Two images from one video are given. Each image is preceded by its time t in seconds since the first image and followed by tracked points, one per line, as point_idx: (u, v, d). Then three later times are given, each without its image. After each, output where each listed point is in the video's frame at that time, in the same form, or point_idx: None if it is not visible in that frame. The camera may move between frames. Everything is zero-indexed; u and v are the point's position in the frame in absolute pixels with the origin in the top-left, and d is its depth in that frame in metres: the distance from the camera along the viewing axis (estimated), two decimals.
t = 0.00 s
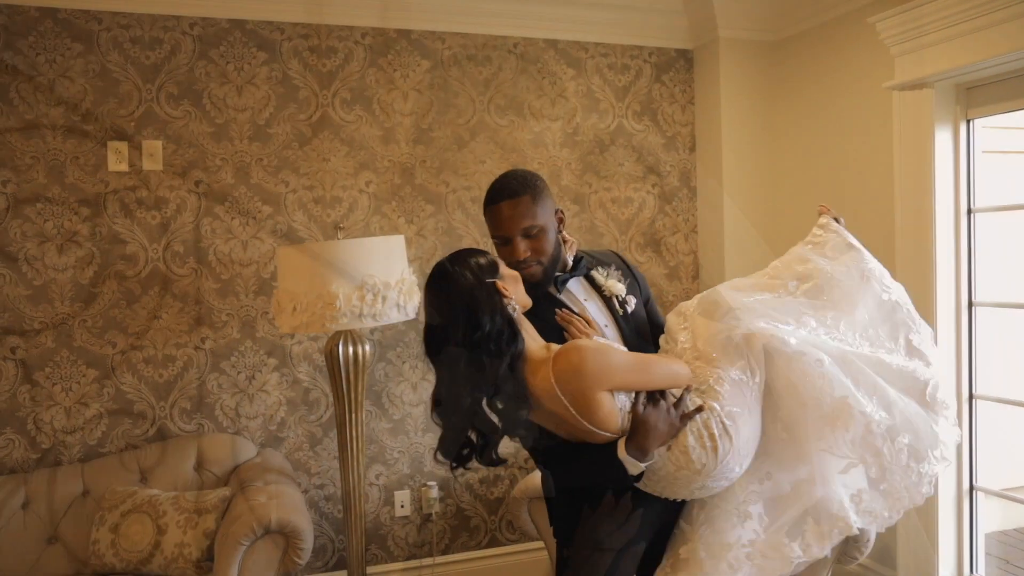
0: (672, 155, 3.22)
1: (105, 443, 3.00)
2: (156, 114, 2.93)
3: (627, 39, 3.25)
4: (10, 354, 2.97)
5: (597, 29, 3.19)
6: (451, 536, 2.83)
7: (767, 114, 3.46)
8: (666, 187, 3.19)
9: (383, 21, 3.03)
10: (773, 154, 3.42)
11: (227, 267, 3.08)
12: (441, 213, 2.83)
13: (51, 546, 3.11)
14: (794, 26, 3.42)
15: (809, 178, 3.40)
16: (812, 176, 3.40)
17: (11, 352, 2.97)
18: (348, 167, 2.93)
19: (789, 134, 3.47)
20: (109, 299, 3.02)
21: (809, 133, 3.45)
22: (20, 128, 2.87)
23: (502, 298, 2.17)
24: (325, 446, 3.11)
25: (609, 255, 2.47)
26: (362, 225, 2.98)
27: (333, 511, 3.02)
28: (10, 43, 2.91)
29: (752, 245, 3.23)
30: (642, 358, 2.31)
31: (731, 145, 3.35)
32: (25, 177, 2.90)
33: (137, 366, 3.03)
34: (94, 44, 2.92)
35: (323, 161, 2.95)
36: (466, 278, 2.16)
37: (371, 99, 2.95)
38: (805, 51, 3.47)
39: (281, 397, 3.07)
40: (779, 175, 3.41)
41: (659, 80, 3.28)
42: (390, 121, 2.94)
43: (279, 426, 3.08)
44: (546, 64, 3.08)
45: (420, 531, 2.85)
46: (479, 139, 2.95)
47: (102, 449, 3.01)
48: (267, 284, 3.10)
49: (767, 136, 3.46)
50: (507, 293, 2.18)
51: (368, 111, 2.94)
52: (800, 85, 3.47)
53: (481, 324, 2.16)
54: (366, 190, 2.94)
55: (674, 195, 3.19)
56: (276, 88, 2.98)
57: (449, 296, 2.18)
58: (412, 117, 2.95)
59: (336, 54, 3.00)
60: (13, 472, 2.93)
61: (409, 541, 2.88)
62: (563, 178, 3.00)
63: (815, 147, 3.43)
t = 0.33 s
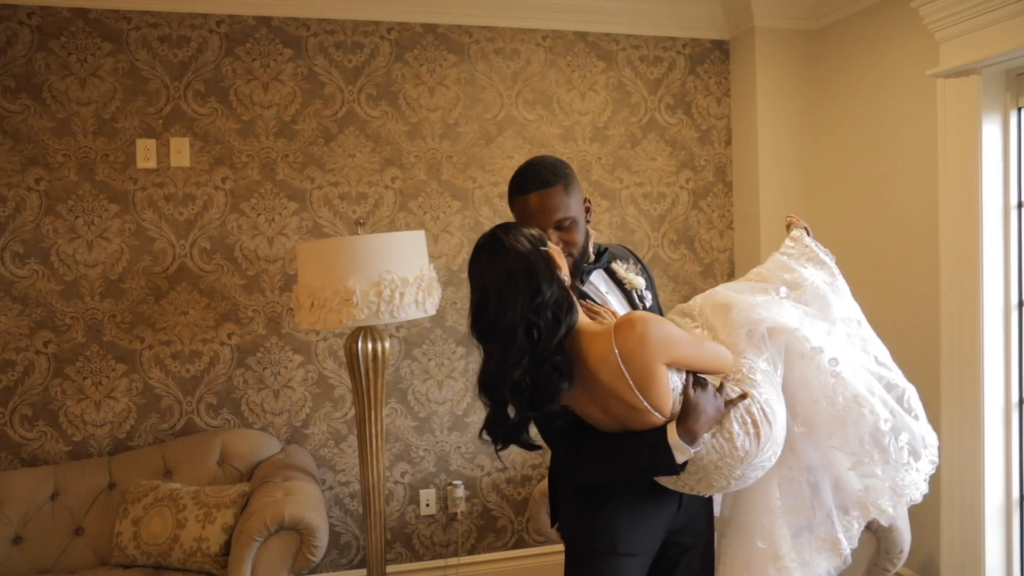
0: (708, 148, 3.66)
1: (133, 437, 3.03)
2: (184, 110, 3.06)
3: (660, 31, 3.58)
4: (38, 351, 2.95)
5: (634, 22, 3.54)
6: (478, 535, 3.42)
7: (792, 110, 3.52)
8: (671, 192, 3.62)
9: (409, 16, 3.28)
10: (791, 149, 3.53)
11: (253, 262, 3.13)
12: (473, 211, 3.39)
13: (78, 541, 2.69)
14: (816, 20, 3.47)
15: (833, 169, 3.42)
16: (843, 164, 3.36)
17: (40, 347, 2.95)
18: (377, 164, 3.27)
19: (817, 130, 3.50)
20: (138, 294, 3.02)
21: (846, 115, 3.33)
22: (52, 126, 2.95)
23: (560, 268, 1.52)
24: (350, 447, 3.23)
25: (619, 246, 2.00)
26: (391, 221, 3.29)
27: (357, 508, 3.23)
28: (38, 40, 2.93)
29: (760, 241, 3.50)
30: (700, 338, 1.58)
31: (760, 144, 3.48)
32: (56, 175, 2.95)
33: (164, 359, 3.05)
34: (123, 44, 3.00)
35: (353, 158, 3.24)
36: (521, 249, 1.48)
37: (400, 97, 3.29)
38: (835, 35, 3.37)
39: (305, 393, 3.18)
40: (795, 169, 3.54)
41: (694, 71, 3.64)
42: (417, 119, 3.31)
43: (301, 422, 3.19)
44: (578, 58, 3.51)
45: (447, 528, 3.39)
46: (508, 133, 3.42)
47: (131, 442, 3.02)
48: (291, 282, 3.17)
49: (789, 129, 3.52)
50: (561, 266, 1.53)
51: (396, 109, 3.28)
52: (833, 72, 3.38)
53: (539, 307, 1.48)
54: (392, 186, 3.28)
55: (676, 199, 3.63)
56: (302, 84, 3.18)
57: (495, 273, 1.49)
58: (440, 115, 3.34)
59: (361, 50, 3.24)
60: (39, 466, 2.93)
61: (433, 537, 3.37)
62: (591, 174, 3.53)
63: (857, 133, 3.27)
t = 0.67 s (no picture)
0: (727, 145, 3.57)
1: (145, 435, 3.04)
2: (195, 109, 3.06)
3: (677, 25, 3.50)
4: (51, 348, 2.97)
5: (651, 16, 3.46)
6: (490, 538, 3.38)
7: (815, 104, 3.41)
8: (689, 190, 3.54)
9: (421, 13, 3.25)
10: (813, 145, 3.42)
11: (264, 261, 3.12)
12: (485, 209, 3.34)
13: (83, 538, 2.70)
14: (839, 13, 3.36)
15: (857, 165, 3.31)
16: (867, 160, 3.25)
17: (52, 345, 2.97)
18: (389, 162, 3.24)
19: (841, 124, 3.39)
20: (149, 292, 3.03)
21: (871, 109, 3.21)
22: (64, 125, 2.96)
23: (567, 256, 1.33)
24: (360, 447, 3.20)
25: (619, 246, 1.91)
26: (401, 219, 3.25)
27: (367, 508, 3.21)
28: (53, 41, 2.95)
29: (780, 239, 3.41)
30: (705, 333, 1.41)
31: (781, 139, 3.37)
32: (68, 174, 2.97)
33: (175, 357, 3.06)
34: (135, 43, 3.01)
35: (364, 156, 3.21)
36: (527, 237, 1.28)
37: (412, 94, 3.25)
38: (859, 27, 3.27)
39: (315, 392, 3.17)
40: (818, 165, 3.43)
41: (713, 66, 3.55)
42: (429, 116, 3.27)
43: (312, 421, 3.17)
44: (594, 53, 3.44)
45: (457, 529, 3.35)
46: (521, 130, 3.37)
47: (142, 440, 3.04)
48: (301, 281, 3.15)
49: (811, 124, 3.42)
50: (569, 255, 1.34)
51: (407, 107, 3.25)
52: (858, 65, 3.27)
53: (551, 300, 1.28)
54: (403, 185, 3.25)
55: (694, 197, 3.55)
56: (313, 82, 3.16)
57: (500, 265, 1.29)
58: (452, 112, 3.30)
59: (373, 47, 3.21)
60: (52, 462, 2.95)
61: (444, 538, 3.34)
62: (606, 172, 3.46)
63: (882, 128, 3.16)
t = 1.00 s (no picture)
0: (736, 145, 3.53)
1: (150, 434, 3.05)
2: (200, 110, 3.06)
3: (687, 23, 3.46)
4: (58, 348, 2.99)
5: (659, 14, 3.42)
6: (495, 540, 3.36)
7: (827, 103, 3.35)
8: (698, 190, 3.50)
9: (427, 12, 3.23)
10: (825, 143, 3.36)
11: (268, 261, 3.12)
12: (491, 210, 3.32)
13: (87, 537, 2.71)
14: (852, 9, 3.30)
15: (869, 164, 3.25)
16: (880, 159, 3.18)
17: (59, 345, 2.99)
18: (394, 163, 3.23)
19: (853, 123, 3.32)
20: (154, 292, 3.04)
21: (883, 108, 3.15)
22: (71, 126, 2.98)
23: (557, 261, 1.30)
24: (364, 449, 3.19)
25: (615, 248, 1.87)
26: (406, 220, 3.24)
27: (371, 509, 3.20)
28: (60, 42, 2.97)
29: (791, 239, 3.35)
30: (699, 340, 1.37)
31: (791, 137, 3.32)
32: (75, 174, 2.98)
33: (180, 357, 3.07)
34: (141, 44, 3.02)
35: (369, 156, 3.20)
36: (515, 242, 1.25)
37: (417, 94, 3.24)
38: (872, 24, 3.21)
39: (319, 393, 3.16)
40: (830, 165, 3.37)
41: (723, 65, 3.51)
42: (434, 116, 3.26)
43: (316, 422, 3.16)
44: (601, 52, 3.41)
45: (462, 531, 3.33)
46: (528, 130, 3.34)
47: (147, 440, 3.05)
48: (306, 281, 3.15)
49: (823, 122, 3.36)
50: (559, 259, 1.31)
51: (412, 107, 3.23)
52: (871, 63, 3.21)
53: (539, 306, 1.25)
54: (408, 185, 3.24)
55: (703, 197, 3.51)
56: (318, 82, 3.15)
57: (487, 269, 1.27)
58: (458, 112, 3.28)
59: (378, 47, 3.20)
60: (58, 461, 2.97)
61: (448, 540, 3.32)
62: (614, 172, 3.43)
63: (895, 127, 3.10)
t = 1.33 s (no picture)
0: (746, 145, 3.49)
1: (159, 434, 3.07)
2: (209, 111, 3.08)
3: (696, 22, 3.43)
4: (67, 348, 3.02)
5: (668, 13, 3.40)
6: (502, 542, 3.35)
7: (838, 102, 3.31)
8: (707, 190, 3.47)
9: (434, 12, 3.22)
10: (836, 143, 3.32)
11: (275, 262, 3.13)
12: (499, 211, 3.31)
13: (95, 535, 2.73)
14: (864, 6, 3.25)
15: (881, 164, 3.20)
16: (892, 159, 3.14)
17: (69, 345, 3.02)
18: (401, 163, 3.22)
19: (865, 122, 3.28)
20: (163, 292, 3.06)
21: (895, 107, 3.11)
22: (81, 128, 3.01)
23: (544, 265, 1.28)
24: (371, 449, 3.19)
25: (616, 248, 1.85)
26: (413, 220, 3.23)
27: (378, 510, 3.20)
28: (70, 44, 2.99)
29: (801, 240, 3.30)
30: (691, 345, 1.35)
31: (801, 137, 3.28)
32: (85, 176, 3.01)
33: (188, 357, 3.08)
34: (149, 45, 3.04)
35: (376, 157, 3.20)
36: (499, 246, 1.24)
37: (424, 94, 3.23)
38: (884, 22, 3.16)
39: (326, 393, 3.16)
40: (841, 165, 3.32)
41: (733, 64, 3.47)
42: (441, 117, 3.25)
43: (323, 422, 3.17)
44: (609, 52, 3.39)
45: (469, 532, 3.32)
46: (535, 130, 3.33)
47: (156, 439, 3.06)
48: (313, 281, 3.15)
49: (834, 122, 3.32)
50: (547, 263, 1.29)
51: (419, 107, 3.23)
52: (883, 61, 3.17)
53: (522, 311, 1.24)
54: (415, 186, 3.23)
55: (713, 198, 3.47)
56: (325, 83, 3.16)
57: (471, 274, 1.25)
58: (466, 112, 3.27)
59: (385, 48, 3.20)
60: (68, 460, 2.99)
61: (455, 542, 3.31)
62: (622, 172, 3.40)
63: (907, 126, 3.06)
